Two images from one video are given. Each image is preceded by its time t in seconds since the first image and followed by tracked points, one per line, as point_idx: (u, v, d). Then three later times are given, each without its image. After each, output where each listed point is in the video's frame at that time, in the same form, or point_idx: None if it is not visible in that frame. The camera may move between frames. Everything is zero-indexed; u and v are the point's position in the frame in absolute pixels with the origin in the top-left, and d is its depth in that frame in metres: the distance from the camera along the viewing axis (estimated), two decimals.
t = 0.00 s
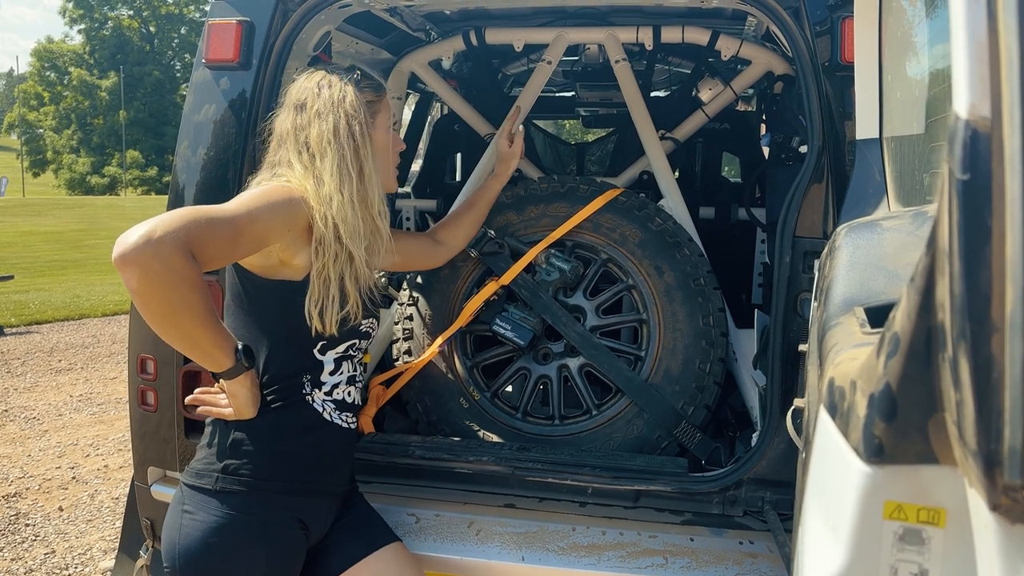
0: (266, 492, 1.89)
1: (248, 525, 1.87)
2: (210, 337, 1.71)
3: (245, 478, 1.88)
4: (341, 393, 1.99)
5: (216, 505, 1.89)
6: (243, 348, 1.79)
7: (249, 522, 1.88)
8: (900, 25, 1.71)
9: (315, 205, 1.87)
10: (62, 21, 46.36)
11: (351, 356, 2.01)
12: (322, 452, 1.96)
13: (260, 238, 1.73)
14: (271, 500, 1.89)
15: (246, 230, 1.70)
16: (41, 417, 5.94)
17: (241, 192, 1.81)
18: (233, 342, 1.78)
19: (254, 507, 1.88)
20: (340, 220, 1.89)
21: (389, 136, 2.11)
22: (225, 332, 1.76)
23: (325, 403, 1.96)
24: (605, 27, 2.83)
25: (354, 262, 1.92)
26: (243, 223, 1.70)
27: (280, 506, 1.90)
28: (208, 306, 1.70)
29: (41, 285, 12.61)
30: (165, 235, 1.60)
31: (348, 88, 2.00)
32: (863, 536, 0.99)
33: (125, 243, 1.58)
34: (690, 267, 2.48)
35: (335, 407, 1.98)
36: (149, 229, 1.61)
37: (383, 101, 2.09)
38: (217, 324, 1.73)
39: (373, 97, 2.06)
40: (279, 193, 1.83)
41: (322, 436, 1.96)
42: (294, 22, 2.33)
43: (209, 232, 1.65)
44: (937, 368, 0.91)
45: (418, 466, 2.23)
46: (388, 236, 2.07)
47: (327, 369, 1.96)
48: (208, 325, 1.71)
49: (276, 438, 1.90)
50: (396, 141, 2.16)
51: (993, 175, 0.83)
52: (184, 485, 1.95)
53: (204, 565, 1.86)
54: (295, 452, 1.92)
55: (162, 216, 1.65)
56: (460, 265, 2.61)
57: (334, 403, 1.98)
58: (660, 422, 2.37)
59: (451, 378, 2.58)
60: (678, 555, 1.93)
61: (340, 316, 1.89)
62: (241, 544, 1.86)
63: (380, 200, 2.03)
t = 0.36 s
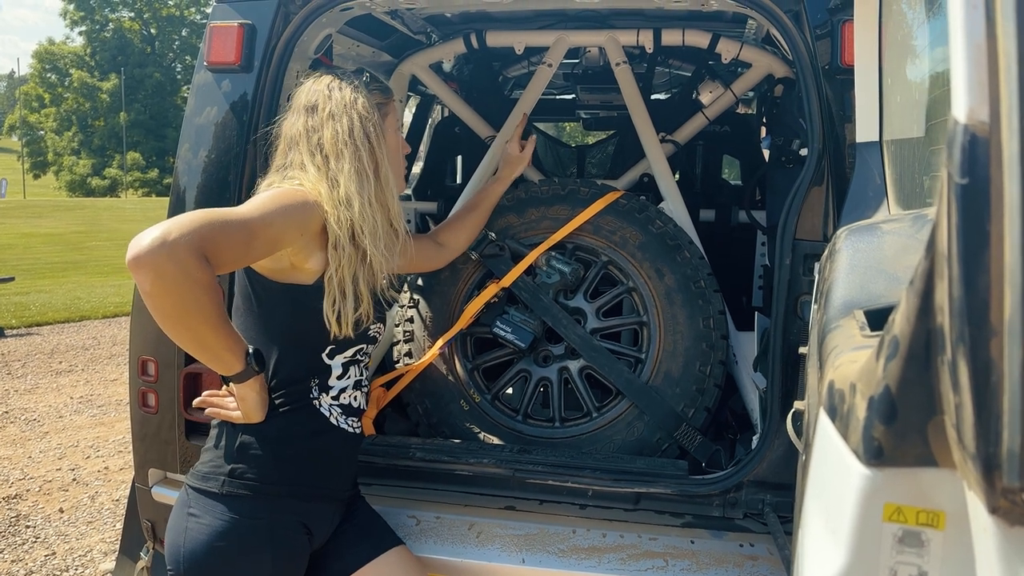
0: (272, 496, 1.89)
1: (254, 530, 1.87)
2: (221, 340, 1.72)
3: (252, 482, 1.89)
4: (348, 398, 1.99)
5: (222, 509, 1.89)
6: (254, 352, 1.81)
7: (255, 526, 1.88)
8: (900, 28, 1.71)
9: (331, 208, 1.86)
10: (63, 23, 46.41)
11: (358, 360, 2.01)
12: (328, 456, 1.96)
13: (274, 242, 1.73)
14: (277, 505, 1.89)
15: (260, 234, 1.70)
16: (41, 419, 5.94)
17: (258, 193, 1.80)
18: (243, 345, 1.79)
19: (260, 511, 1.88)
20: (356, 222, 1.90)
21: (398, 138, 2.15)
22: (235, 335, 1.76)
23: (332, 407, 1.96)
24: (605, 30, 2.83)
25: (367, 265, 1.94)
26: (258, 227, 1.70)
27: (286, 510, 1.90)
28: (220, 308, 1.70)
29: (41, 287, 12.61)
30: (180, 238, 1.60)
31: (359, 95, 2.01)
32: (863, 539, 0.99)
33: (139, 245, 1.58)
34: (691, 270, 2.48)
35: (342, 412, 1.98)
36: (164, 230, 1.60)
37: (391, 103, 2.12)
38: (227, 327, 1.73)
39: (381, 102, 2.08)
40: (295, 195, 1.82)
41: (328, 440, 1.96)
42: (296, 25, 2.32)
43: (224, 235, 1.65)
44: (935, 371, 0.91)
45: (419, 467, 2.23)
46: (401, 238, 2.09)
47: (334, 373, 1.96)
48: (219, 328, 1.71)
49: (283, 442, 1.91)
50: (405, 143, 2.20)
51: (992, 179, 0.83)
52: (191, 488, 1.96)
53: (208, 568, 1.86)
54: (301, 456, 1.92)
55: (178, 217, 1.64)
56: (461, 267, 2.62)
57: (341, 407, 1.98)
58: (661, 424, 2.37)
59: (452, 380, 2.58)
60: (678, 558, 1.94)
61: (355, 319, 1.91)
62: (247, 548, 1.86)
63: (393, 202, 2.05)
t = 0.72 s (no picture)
0: (273, 498, 1.90)
1: (256, 531, 1.88)
2: (218, 341, 1.72)
3: (254, 483, 1.89)
4: (350, 399, 1.99)
5: (223, 511, 1.89)
6: (251, 354, 1.80)
7: (257, 527, 1.88)
8: (900, 30, 1.71)
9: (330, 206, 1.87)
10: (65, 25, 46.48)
11: (359, 362, 2.01)
12: (327, 456, 1.96)
13: (272, 242, 1.73)
14: (279, 506, 1.90)
15: (258, 235, 1.70)
16: (42, 420, 5.94)
17: (257, 195, 1.81)
18: (241, 346, 1.78)
19: (262, 513, 1.89)
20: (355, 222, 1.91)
21: (399, 141, 2.15)
22: (233, 337, 1.76)
23: (334, 408, 1.97)
24: (606, 32, 2.84)
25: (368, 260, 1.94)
26: (256, 227, 1.70)
27: (288, 511, 1.91)
28: (217, 309, 1.71)
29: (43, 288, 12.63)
30: (177, 237, 1.61)
31: (348, 93, 2.00)
32: (861, 541, 0.99)
33: (137, 244, 1.59)
34: (691, 271, 2.48)
35: (343, 413, 1.98)
36: (162, 230, 1.61)
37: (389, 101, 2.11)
38: (224, 328, 1.73)
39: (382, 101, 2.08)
40: (294, 197, 1.82)
41: (329, 442, 1.96)
42: (297, 27, 2.32)
43: (222, 235, 1.65)
44: (933, 373, 0.92)
45: (419, 469, 2.23)
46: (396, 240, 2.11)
47: (336, 374, 1.96)
48: (217, 329, 1.71)
49: (285, 443, 1.91)
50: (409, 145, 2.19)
51: (989, 181, 0.84)
52: (193, 489, 1.96)
53: (210, 570, 1.87)
54: (304, 457, 1.93)
55: (177, 217, 1.65)
56: (461, 268, 2.62)
57: (343, 409, 1.98)
58: (661, 426, 2.38)
59: (452, 381, 2.59)
60: (678, 559, 1.95)
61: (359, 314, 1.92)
62: (248, 549, 1.87)
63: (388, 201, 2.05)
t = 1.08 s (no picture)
0: (266, 497, 1.90)
1: (248, 531, 1.88)
2: (196, 341, 1.72)
3: (246, 483, 1.89)
4: (344, 399, 1.99)
5: (215, 510, 1.89)
6: (232, 352, 1.79)
7: (249, 527, 1.88)
8: (901, 32, 1.71)
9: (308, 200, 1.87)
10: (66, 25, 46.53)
11: (354, 362, 1.99)
12: (325, 457, 1.96)
13: (249, 243, 1.73)
14: (272, 506, 1.90)
15: (232, 235, 1.70)
16: (43, 421, 5.94)
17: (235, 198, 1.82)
18: (223, 346, 1.78)
19: (254, 512, 1.89)
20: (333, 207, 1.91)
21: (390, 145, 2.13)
22: (212, 337, 1.76)
23: (327, 408, 1.97)
24: (607, 33, 2.83)
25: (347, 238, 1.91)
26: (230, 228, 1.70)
27: (281, 512, 1.90)
28: (193, 310, 1.71)
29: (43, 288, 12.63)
30: (145, 240, 1.61)
31: (318, 88, 2.05)
32: (863, 543, 0.99)
33: (106, 247, 1.59)
34: (692, 272, 2.48)
35: (337, 413, 1.98)
36: (131, 233, 1.62)
37: (382, 98, 2.08)
38: (203, 329, 1.73)
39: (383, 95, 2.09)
40: (272, 198, 1.82)
41: (323, 442, 1.96)
42: (297, 28, 2.31)
43: (192, 237, 1.66)
44: (935, 375, 0.92)
45: (419, 470, 2.23)
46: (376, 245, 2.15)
47: (328, 375, 1.95)
48: (194, 330, 1.71)
49: (279, 443, 1.91)
50: (382, 143, 2.07)
51: (992, 183, 0.83)
52: (185, 489, 1.96)
53: (203, 569, 1.86)
54: (298, 457, 1.93)
55: (148, 220, 1.66)
56: (461, 269, 2.62)
57: (337, 409, 1.98)
58: (661, 427, 2.37)
59: (453, 383, 2.58)
60: (678, 561, 1.95)
61: (339, 287, 1.87)
62: (241, 549, 1.87)
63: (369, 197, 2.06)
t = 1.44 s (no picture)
0: (260, 497, 1.89)
1: (243, 531, 1.88)
2: (181, 342, 1.72)
3: (241, 482, 1.89)
4: (342, 400, 1.98)
5: (209, 510, 1.89)
6: (220, 351, 1.78)
7: (243, 527, 1.88)
8: (901, 32, 1.71)
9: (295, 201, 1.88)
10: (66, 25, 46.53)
11: (351, 363, 1.98)
12: (324, 458, 1.95)
13: (230, 243, 1.74)
14: (267, 506, 1.90)
15: (213, 237, 1.71)
16: (43, 421, 5.93)
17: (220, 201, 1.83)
18: (211, 345, 1.78)
19: (248, 512, 1.89)
20: (323, 208, 1.91)
21: (387, 148, 2.11)
22: (198, 337, 1.75)
23: (325, 409, 1.96)
24: (607, 33, 2.83)
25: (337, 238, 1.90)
26: (210, 230, 1.71)
27: (277, 512, 1.90)
28: (177, 311, 1.71)
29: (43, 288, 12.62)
30: (124, 243, 1.62)
31: (313, 88, 2.06)
32: (863, 545, 0.99)
33: (84, 251, 1.59)
34: (692, 273, 2.48)
35: (335, 414, 1.97)
36: (110, 236, 1.62)
37: (377, 98, 2.08)
38: (188, 329, 1.73)
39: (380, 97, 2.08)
40: (255, 200, 1.83)
41: (319, 442, 1.95)
42: (297, 28, 2.31)
43: (172, 238, 1.66)
44: (935, 377, 0.91)
45: (419, 470, 2.23)
46: (372, 247, 2.16)
47: (325, 376, 1.94)
48: (178, 330, 1.71)
49: (276, 443, 1.91)
50: (372, 144, 2.05)
51: (992, 185, 0.83)
52: (180, 489, 1.97)
53: (197, 570, 1.86)
54: (295, 457, 1.92)
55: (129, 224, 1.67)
56: (461, 270, 2.62)
57: (334, 410, 1.97)
58: (661, 427, 2.37)
59: (452, 383, 2.58)
60: (678, 561, 1.95)
61: (327, 287, 1.86)
62: (235, 549, 1.87)
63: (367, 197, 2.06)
